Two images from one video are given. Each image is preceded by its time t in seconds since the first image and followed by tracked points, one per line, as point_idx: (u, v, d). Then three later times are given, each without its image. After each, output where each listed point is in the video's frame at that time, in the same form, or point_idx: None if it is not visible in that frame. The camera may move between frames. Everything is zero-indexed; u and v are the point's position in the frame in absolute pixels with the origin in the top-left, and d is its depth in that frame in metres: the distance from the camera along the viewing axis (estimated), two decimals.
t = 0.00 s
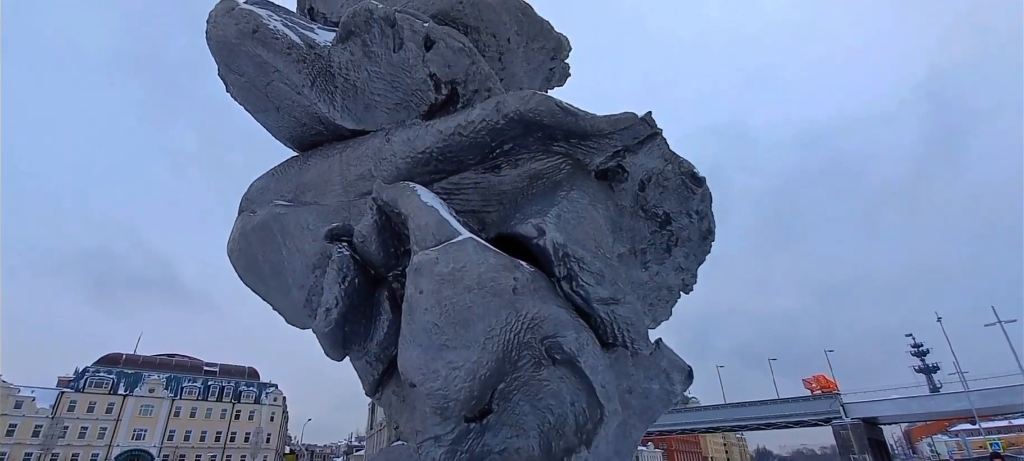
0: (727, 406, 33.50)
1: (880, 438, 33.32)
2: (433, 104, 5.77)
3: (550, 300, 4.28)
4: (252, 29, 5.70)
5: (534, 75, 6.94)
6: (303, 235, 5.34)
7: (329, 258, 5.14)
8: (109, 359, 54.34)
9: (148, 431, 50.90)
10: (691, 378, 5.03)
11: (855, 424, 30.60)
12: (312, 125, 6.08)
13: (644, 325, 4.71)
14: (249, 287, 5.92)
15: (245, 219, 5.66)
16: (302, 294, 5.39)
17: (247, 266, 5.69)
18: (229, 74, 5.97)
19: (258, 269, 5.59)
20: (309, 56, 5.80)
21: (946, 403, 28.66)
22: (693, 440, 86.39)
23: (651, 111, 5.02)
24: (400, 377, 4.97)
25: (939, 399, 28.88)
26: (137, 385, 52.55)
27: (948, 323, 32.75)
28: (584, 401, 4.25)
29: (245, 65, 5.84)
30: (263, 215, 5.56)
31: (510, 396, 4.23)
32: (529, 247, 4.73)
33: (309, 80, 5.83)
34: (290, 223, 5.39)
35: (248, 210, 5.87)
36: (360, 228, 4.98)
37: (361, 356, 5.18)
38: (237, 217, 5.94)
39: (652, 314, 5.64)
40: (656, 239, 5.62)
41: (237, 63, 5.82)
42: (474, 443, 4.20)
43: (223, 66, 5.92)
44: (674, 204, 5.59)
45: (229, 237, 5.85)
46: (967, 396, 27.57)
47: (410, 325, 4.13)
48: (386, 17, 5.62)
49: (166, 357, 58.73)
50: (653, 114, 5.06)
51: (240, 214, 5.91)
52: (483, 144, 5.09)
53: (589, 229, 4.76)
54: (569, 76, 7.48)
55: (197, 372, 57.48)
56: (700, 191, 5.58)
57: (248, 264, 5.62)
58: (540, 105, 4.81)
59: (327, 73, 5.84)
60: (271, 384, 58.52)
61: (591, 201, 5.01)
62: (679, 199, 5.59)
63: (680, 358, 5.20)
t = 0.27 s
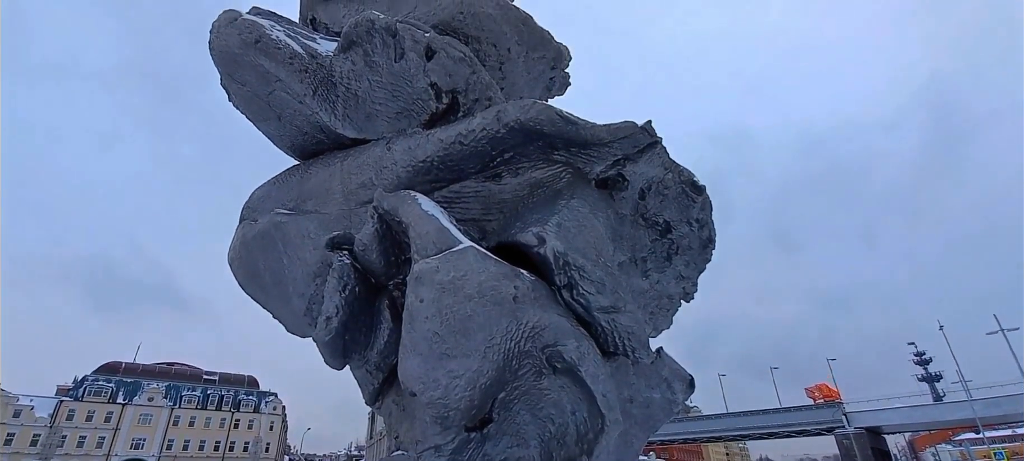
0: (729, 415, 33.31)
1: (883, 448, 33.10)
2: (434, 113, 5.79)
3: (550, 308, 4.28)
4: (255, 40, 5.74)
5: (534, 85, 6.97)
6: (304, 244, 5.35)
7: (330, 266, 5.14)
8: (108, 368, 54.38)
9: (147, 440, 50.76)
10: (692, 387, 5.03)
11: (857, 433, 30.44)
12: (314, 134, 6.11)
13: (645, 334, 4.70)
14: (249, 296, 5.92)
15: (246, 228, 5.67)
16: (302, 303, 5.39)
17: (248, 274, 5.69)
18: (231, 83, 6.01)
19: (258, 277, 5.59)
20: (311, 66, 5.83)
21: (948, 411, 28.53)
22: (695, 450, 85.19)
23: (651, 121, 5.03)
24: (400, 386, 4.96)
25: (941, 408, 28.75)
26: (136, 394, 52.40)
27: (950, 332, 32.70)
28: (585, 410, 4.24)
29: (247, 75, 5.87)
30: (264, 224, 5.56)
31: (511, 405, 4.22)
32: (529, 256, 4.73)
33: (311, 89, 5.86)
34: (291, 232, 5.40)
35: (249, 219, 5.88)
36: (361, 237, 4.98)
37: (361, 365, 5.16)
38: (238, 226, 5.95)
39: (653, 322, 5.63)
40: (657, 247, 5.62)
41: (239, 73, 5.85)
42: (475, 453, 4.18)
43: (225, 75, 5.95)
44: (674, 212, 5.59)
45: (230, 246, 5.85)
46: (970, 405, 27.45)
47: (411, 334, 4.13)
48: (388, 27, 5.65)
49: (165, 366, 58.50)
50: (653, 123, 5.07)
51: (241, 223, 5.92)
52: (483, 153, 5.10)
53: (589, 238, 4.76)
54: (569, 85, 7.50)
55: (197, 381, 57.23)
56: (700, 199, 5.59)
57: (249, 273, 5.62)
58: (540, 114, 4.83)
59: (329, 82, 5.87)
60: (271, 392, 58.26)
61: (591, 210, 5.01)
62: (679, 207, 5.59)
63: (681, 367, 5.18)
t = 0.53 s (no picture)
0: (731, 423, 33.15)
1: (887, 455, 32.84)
2: (435, 121, 5.81)
3: (551, 316, 4.28)
4: (257, 48, 5.78)
5: (534, 92, 7.00)
6: (304, 251, 5.35)
7: (331, 273, 5.15)
8: (107, 376, 54.36)
9: (146, 448, 50.61)
10: (693, 394, 5.02)
11: (860, 441, 30.24)
12: (315, 141, 6.13)
13: (646, 341, 4.69)
14: (250, 303, 5.92)
15: (247, 235, 5.67)
16: (303, 310, 5.39)
17: (248, 282, 5.69)
18: (233, 92, 6.04)
19: (259, 285, 5.59)
20: (312, 74, 5.86)
21: (952, 419, 28.35)
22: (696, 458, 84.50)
23: (651, 128, 5.04)
24: (400, 393, 4.95)
25: (944, 415, 28.56)
26: (134, 402, 52.26)
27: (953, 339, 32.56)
28: (586, 418, 4.23)
29: (249, 83, 5.90)
30: (264, 231, 5.57)
31: (511, 413, 4.20)
32: (530, 263, 4.73)
33: (312, 97, 5.89)
34: (292, 239, 5.40)
35: (250, 226, 5.89)
36: (362, 244, 4.98)
37: (362, 372, 5.16)
38: (239, 233, 5.96)
39: (653, 329, 5.62)
40: (657, 254, 5.62)
41: (241, 81, 5.88)
42: None
43: (227, 83, 5.98)
44: (674, 219, 5.59)
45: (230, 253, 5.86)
46: (974, 412, 27.27)
47: (411, 341, 4.12)
48: (389, 35, 5.68)
49: (164, 373, 58.34)
50: (652, 130, 5.08)
51: (242, 230, 5.92)
52: (484, 160, 5.11)
53: (589, 245, 4.76)
54: (569, 93, 7.52)
55: (196, 388, 57.13)
56: (700, 206, 5.59)
57: (249, 280, 5.62)
58: (540, 122, 4.85)
59: (330, 90, 5.90)
60: (270, 400, 57.57)
61: (591, 217, 5.03)
62: (679, 214, 5.60)
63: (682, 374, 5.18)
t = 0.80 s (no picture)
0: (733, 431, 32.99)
1: None
2: (435, 130, 5.83)
3: (552, 324, 4.27)
4: (259, 57, 5.82)
5: (535, 101, 7.03)
6: (305, 259, 5.35)
7: (331, 281, 5.14)
8: (107, 383, 54.24)
9: (144, 457, 50.62)
10: (694, 403, 5.01)
11: (863, 450, 30.05)
12: (316, 149, 6.15)
13: (647, 349, 4.67)
14: (249, 311, 5.91)
15: (247, 243, 5.67)
16: (303, 318, 5.38)
17: (247, 290, 5.68)
18: (235, 101, 6.07)
19: (259, 293, 5.58)
20: (314, 83, 5.90)
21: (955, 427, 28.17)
22: None
23: (650, 137, 5.06)
24: (400, 402, 4.93)
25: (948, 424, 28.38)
26: (133, 410, 52.01)
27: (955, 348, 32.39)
28: (587, 427, 4.22)
29: (250, 92, 5.93)
30: (265, 239, 5.58)
31: (511, 422, 4.18)
32: (530, 271, 4.72)
33: (313, 106, 5.91)
34: (292, 247, 5.41)
35: (250, 234, 5.89)
36: (362, 252, 4.98)
37: (362, 381, 5.14)
38: (240, 241, 5.96)
39: (654, 338, 5.60)
40: (658, 261, 5.61)
41: (243, 89, 5.92)
42: None
43: (229, 92, 6.02)
44: (674, 227, 5.59)
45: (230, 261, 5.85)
46: (977, 420, 27.10)
47: (411, 350, 4.12)
48: (390, 45, 5.71)
49: (164, 381, 58.17)
50: (651, 139, 5.10)
51: (243, 238, 5.92)
52: (484, 169, 5.13)
53: (590, 253, 4.76)
54: (569, 101, 7.54)
55: (195, 396, 56.94)
56: (700, 213, 5.60)
57: (249, 288, 5.61)
58: (540, 130, 4.86)
59: (331, 99, 5.92)
60: (270, 408, 57.44)
61: (592, 226, 5.02)
62: (679, 222, 5.60)
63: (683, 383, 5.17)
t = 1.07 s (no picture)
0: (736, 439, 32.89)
1: None
2: (436, 137, 5.84)
3: (552, 332, 4.27)
4: (261, 66, 5.86)
5: (534, 108, 7.06)
6: (305, 266, 5.35)
7: (331, 289, 5.14)
8: (106, 391, 54.16)
9: None
10: (696, 411, 5.00)
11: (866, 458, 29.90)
12: (317, 157, 6.16)
13: (648, 357, 4.66)
14: (249, 318, 5.90)
15: (247, 250, 5.67)
16: (303, 326, 5.37)
17: (248, 297, 5.67)
18: (237, 109, 6.10)
19: (259, 300, 5.58)
20: (315, 90, 5.92)
21: (959, 436, 28.03)
22: None
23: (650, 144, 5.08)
24: (400, 410, 4.91)
25: (951, 432, 28.23)
26: (132, 418, 51.81)
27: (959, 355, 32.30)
28: (588, 435, 4.20)
29: (252, 99, 5.97)
30: (265, 247, 5.58)
31: (512, 430, 4.15)
32: (530, 278, 4.72)
33: (315, 113, 5.94)
34: (293, 254, 5.41)
35: (251, 241, 5.89)
36: (363, 259, 4.98)
37: (362, 389, 5.13)
38: (240, 248, 5.95)
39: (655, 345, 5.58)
40: (658, 269, 5.61)
41: (244, 97, 5.95)
42: None
43: (231, 101, 6.05)
44: (674, 234, 5.60)
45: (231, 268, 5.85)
46: (980, 428, 26.97)
47: (411, 357, 4.11)
48: (391, 53, 5.74)
49: (164, 389, 58.03)
50: (651, 146, 5.11)
51: (243, 245, 5.92)
52: (484, 176, 5.14)
53: (590, 261, 4.76)
54: (569, 109, 7.56)
55: (195, 404, 56.79)
56: (700, 220, 5.60)
57: (249, 296, 5.60)
58: (540, 138, 4.88)
59: (332, 107, 5.95)
60: (269, 417, 57.28)
61: (592, 233, 5.03)
62: (679, 229, 5.61)
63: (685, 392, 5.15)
